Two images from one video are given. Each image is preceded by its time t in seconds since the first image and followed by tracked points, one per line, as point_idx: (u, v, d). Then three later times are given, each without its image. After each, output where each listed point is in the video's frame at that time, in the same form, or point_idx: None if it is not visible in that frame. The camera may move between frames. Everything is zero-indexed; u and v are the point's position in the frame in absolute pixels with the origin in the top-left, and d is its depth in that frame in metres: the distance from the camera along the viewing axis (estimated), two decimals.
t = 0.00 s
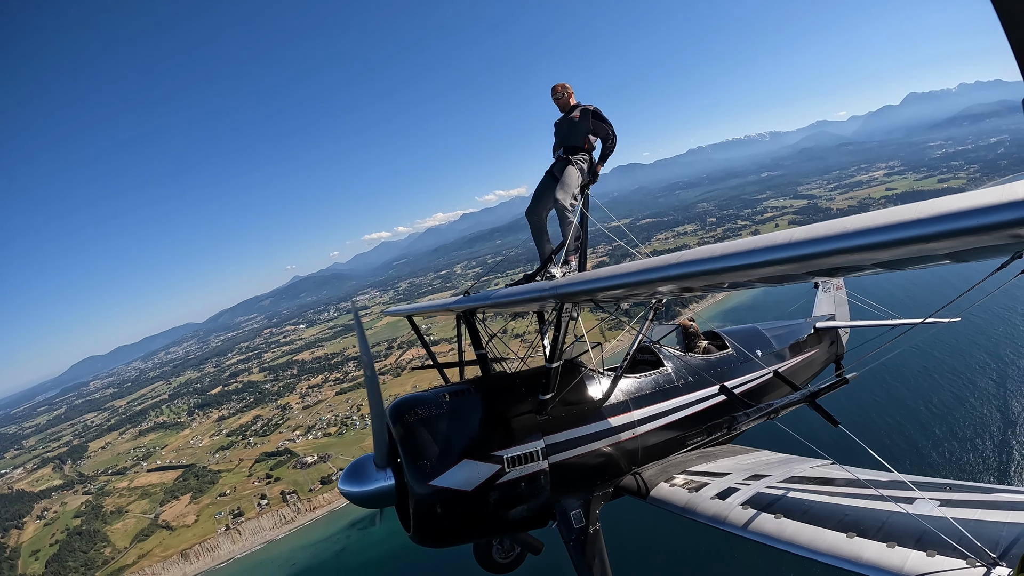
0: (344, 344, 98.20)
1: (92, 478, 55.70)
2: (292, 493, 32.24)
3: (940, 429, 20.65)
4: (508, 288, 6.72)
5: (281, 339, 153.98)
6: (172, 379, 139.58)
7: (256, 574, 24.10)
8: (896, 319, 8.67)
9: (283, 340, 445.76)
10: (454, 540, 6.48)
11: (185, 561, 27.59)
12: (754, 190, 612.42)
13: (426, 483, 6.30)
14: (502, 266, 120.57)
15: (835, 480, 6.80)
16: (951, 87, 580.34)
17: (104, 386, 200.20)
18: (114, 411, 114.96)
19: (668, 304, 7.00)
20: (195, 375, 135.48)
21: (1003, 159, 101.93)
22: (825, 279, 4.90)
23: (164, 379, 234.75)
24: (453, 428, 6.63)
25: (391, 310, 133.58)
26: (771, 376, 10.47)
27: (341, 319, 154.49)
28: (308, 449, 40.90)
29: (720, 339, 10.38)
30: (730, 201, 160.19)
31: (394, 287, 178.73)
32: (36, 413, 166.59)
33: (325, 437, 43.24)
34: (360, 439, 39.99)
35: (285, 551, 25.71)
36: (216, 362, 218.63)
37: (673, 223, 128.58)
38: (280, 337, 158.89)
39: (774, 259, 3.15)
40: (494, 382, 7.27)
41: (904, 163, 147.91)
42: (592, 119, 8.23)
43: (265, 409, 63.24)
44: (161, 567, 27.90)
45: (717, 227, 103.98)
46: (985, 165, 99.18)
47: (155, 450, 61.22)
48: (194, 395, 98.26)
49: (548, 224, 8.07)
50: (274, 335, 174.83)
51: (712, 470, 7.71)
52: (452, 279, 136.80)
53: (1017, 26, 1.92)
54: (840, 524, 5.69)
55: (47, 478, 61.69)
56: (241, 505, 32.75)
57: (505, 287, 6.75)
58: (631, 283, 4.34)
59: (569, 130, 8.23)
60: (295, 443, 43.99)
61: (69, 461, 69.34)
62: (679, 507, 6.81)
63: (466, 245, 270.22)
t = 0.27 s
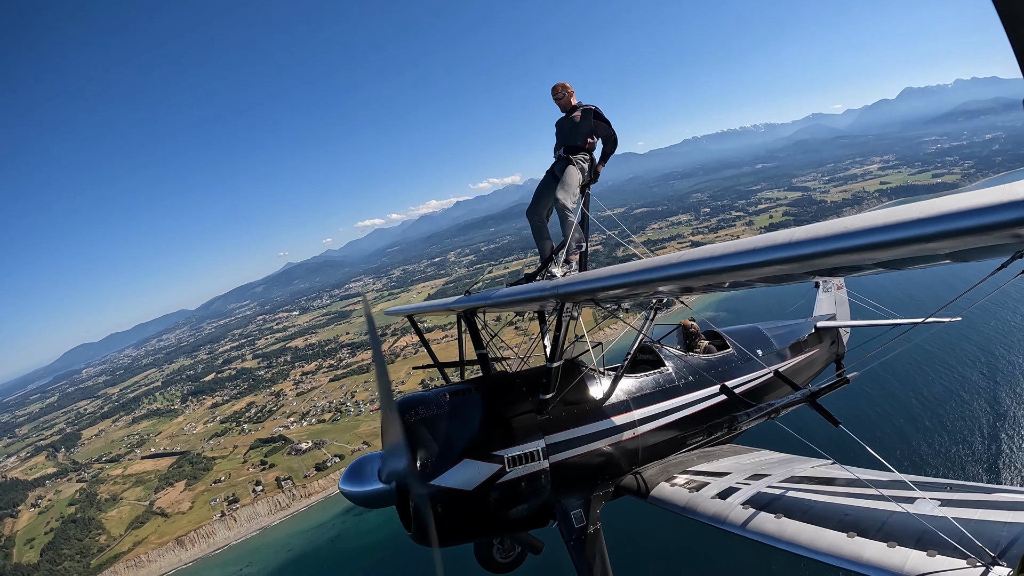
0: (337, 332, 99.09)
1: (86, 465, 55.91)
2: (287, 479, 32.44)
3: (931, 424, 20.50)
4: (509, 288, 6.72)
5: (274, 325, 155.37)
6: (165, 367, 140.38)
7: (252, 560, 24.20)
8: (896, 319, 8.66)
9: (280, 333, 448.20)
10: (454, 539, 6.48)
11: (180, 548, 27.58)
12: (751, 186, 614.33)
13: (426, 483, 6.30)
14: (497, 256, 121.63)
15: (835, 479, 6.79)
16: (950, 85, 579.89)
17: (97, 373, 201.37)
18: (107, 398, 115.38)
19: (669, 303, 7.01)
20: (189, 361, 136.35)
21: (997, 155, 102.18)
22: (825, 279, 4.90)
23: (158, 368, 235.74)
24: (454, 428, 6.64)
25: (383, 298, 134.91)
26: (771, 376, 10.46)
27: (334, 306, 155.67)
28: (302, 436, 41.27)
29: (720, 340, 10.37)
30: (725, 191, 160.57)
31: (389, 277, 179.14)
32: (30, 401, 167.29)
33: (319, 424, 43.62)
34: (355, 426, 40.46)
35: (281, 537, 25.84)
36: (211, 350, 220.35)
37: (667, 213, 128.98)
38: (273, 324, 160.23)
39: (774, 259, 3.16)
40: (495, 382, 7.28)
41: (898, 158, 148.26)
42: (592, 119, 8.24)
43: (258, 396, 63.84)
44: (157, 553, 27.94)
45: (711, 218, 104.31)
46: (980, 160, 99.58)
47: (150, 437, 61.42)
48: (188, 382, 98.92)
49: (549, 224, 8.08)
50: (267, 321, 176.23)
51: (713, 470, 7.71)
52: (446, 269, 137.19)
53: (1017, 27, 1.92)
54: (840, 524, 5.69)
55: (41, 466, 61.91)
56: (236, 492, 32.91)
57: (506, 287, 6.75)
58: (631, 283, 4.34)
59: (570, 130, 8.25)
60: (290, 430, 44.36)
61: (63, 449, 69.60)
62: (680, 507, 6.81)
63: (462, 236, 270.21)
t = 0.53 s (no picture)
0: (329, 320, 99.94)
1: (78, 454, 55.99)
2: (280, 467, 32.67)
3: (919, 417, 20.39)
4: (509, 288, 6.73)
5: (265, 313, 156.37)
6: (156, 355, 140.87)
7: (246, 546, 24.26)
8: (895, 318, 8.67)
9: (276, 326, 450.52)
10: (454, 540, 6.48)
11: (174, 536, 27.59)
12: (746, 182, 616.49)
13: (427, 483, 6.30)
14: (489, 246, 122.62)
15: (836, 480, 6.78)
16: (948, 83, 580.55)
17: (89, 360, 202.05)
18: (98, 387, 115.57)
19: (669, 303, 7.01)
20: (180, 349, 137.02)
21: (989, 152, 102.76)
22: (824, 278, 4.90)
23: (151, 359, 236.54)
24: (454, 428, 6.63)
25: (375, 286, 136.24)
26: (771, 376, 10.45)
27: (325, 294, 156.95)
28: (295, 423, 41.61)
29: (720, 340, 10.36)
30: (718, 182, 160.92)
31: (382, 266, 180.45)
32: (20, 390, 167.31)
33: (312, 411, 43.94)
34: (348, 413, 40.82)
35: (275, 523, 26.04)
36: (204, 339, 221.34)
37: (659, 203, 129.35)
38: (265, 312, 161.22)
39: (774, 260, 3.17)
40: (495, 382, 7.28)
41: (890, 153, 149.02)
42: (592, 120, 8.24)
43: (249, 384, 64.28)
44: (150, 540, 27.91)
45: (702, 208, 105.02)
46: (973, 157, 100.12)
47: (141, 425, 61.63)
48: (180, 369, 99.34)
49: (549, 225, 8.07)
50: (258, 309, 177.36)
51: (714, 470, 7.70)
52: (439, 259, 137.56)
53: (1014, 24, 1.93)
54: (840, 524, 5.70)
55: (32, 455, 61.98)
56: (229, 479, 33.06)
57: (506, 287, 6.75)
58: (631, 283, 4.34)
59: (570, 131, 8.28)
60: (282, 417, 44.73)
61: (54, 437, 69.74)
62: (680, 507, 6.80)
63: (456, 226, 269.70)
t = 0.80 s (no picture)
0: (321, 309, 100.18)
1: (69, 442, 55.93)
2: (273, 454, 32.75)
3: (908, 408, 20.02)
4: (509, 288, 6.72)
5: (256, 301, 156.73)
6: (147, 342, 140.91)
7: (239, 534, 24.32)
8: (895, 318, 8.67)
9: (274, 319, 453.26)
10: (454, 540, 6.48)
11: (166, 524, 27.58)
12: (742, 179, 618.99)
13: (426, 483, 6.31)
14: (482, 238, 122.97)
15: (835, 479, 6.80)
16: (946, 82, 581.45)
17: (80, 350, 201.86)
18: (88, 374, 115.47)
19: (668, 303, 7.01)
20: (171, 336, 137.13)
21: (980, 149, 103.40)
22: (825, 279, 4.89)
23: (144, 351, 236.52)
24: (453, 429, 6.62)
25: (366, 275, 136.43)
26: (771, 377, 10.44)
27: (316, 281, 157.42)
28: (287, 411, 41.69)
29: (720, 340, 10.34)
30: (712, 173, 161.15)
31: (375, 257, 180.99)
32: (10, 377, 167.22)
33: (304, 399, 44.21)
34: (341, 400, 41.02)
35: (268, 510, 26.15)
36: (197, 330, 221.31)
37: (651, 193, 129.60)
38: (254, 299, 161.31)
39: (773, 259, 3.17)
40: (495, 382, 7.28)
41: (881, 147, 149.74)
42: (592, 120, 8.24)
43: (241, 372, 64.38)
44: (142, 528, 27.91)
45: (695, 200, 105.42)
46: (965, 154, 100.57)
47: (133, 413, 61.59)
48: (171, 355, 99.44)
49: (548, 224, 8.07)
50: (250, 298, 177.67)
51: (713, 470, 7.71)
52: (431, 249, 137.90)
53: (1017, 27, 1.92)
54: (840, 524, 5.69)
55: (23, 442, 61.86)
56: (221, 468, 33.12)
57: (506, 287, 6.74)
58: (630, 283, 4.33)
59: (569, 131, 8.27)
60: (274, 405, 44.79)
61: (45, 425, 69.65)
62: (679, 508, 6.79)
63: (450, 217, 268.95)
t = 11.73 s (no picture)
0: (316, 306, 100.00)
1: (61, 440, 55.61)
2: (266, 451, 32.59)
3: (923, 415, 19.51)
4: (510, 288, 6.71)
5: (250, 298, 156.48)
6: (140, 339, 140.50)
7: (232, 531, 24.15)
8: (895, 318, 8.65)
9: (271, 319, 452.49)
10: (454, 540, 6.48)
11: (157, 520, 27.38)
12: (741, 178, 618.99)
13: (426, 483, 6.33)
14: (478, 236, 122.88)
15: (834, 479, 6.80)
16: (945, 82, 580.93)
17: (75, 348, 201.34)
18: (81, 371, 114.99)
19: (668, 304, 7.00)
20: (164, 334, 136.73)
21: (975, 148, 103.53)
22: (825, 279, 4.87)
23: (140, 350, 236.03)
24: (453, 429, 6.62)
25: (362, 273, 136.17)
26: (771, 377, 10.42)
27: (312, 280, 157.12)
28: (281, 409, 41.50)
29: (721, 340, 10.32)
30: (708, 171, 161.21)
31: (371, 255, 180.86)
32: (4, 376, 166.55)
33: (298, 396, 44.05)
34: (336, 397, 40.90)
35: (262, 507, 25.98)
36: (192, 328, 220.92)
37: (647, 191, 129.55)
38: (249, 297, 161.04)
39: (774, 259, 3.14)
40: (495, 382, 7.29)
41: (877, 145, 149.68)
42: (592, 119, 8.25)
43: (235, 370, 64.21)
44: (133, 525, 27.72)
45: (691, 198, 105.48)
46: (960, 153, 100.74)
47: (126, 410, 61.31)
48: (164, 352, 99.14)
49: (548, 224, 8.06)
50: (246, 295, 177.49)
51: (712, 470, 7.70)
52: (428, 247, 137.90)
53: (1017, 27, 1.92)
54: (840, 525, 5.67)
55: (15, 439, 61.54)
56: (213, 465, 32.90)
57: (506, 287, 6.73)
58: (630, 284, 4.32)
59: (570, 130, 8.28)
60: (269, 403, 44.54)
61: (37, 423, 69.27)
62: (680, 507, 6.77)
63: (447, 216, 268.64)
